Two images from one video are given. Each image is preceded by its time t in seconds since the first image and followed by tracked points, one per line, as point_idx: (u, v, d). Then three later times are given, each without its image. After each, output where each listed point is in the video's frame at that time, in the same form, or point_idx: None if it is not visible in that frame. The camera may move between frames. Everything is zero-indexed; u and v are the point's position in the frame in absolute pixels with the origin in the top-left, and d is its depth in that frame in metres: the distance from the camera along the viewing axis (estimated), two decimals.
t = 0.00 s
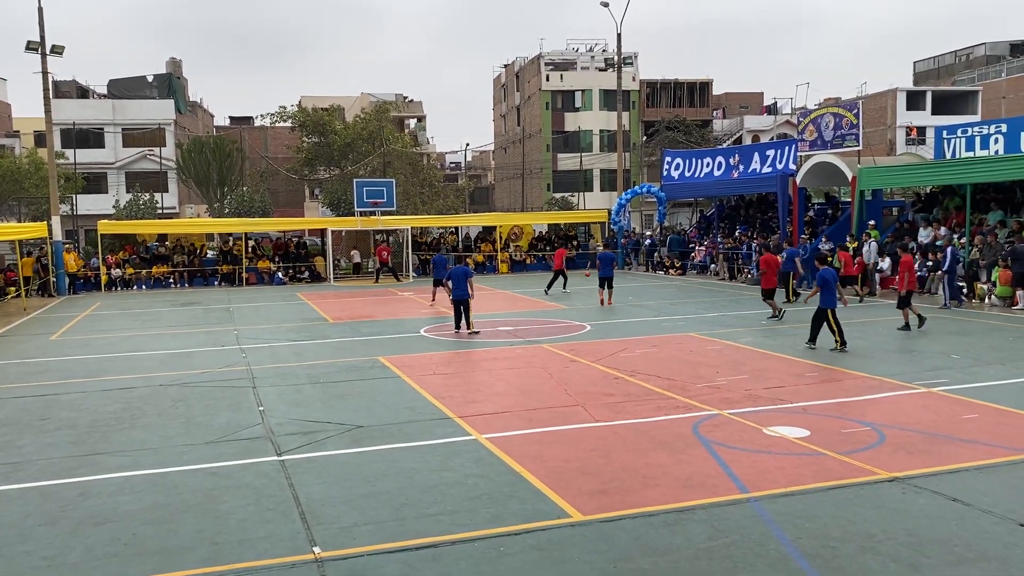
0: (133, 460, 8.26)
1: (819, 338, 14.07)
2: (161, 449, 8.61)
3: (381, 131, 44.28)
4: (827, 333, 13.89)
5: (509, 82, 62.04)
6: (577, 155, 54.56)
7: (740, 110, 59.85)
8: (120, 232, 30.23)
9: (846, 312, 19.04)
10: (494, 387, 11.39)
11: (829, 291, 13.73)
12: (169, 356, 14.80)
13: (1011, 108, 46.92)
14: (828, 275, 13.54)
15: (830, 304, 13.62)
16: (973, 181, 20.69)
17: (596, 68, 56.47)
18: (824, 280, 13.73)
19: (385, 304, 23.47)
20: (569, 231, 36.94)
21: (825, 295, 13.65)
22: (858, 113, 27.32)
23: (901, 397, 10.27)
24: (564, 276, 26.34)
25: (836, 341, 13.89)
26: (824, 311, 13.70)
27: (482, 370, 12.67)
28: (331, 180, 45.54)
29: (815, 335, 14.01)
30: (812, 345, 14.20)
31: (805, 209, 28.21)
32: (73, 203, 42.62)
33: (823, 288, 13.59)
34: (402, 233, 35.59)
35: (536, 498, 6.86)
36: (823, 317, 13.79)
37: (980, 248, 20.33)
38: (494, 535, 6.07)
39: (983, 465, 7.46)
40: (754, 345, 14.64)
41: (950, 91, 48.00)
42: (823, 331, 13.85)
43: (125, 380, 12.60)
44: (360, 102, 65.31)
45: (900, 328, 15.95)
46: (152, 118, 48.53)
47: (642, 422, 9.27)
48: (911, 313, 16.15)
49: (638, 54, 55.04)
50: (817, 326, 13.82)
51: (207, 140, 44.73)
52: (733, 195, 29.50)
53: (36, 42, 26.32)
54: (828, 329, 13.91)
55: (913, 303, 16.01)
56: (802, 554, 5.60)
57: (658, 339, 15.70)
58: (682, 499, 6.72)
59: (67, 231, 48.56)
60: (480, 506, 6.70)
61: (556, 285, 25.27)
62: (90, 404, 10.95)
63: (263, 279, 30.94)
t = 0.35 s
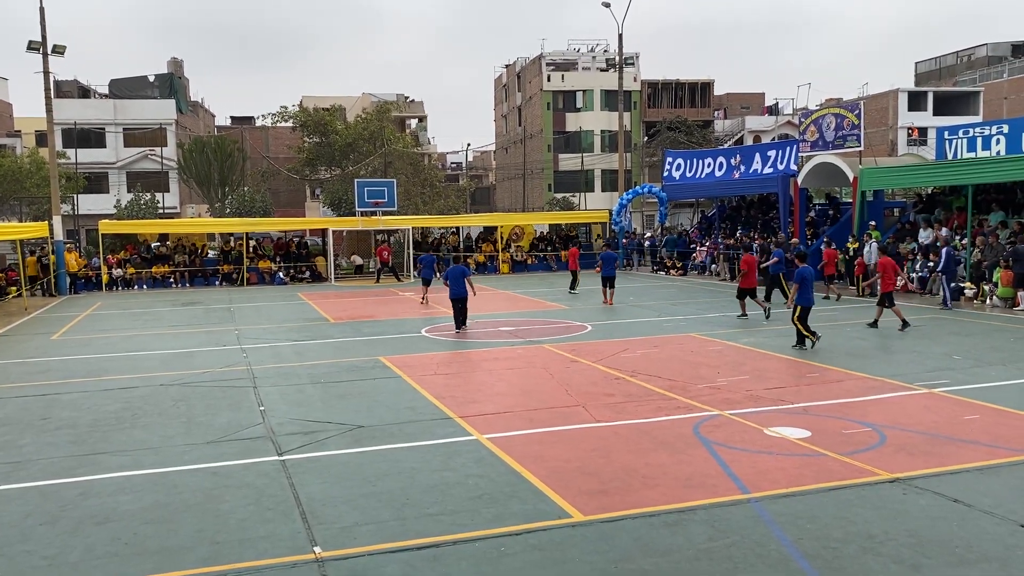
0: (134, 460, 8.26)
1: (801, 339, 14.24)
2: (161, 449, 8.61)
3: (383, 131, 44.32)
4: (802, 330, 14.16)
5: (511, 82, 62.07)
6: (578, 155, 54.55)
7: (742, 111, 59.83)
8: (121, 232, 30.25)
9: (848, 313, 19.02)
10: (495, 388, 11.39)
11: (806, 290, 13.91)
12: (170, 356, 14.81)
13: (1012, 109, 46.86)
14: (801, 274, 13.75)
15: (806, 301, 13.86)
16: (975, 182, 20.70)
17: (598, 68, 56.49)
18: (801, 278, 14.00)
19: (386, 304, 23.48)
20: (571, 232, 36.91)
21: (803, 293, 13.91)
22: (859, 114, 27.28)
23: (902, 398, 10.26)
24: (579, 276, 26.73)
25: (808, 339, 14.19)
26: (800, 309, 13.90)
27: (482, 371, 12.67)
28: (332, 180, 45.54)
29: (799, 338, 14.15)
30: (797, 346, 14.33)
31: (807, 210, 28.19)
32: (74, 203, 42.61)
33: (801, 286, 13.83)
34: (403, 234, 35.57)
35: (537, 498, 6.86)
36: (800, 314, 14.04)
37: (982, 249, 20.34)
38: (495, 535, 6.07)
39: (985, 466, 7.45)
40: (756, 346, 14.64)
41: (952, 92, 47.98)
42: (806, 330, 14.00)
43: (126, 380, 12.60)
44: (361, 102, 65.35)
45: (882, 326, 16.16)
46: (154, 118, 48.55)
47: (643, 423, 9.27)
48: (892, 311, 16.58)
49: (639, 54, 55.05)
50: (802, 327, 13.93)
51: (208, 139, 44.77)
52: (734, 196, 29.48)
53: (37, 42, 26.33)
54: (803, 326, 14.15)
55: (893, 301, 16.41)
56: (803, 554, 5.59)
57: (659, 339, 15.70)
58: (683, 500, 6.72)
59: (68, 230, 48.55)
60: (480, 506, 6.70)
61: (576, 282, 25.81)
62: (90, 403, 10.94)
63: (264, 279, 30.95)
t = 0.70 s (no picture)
0: (136, 459, 8.27)
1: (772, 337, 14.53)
2: (162, 449, 8.61)
3: (384, 132, 44.40)
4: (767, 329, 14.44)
5: (512, 83, 62.07)
6: (580, 155, 54.56)
7: (743, 112, 59.81)
8: (123, 232, 30.29)
9: (849, 314, 19.01)
10: (496, 388, 11.39)
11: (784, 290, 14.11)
12: (172, 355, 14.82)
13: (1014, 110, 46.79)
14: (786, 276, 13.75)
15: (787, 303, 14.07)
16: (977, 183, 20.68)
17: (599, 69, 56.51)
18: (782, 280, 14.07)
19: (387, 304, 23.48)
20: (572, 232, 36.93)
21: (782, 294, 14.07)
22: (861, 115, 27.21)
23: (903, 399, 10.26)
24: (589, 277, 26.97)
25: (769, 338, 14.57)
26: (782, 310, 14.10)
27: (484, 371, 12.67)
28: (334, 180, 45.57)
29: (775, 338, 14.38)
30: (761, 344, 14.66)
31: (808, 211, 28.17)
32: (75, 203, 42.61)
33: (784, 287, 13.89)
34: (404, 234, 35.57)
35: (538, 498, 6.86)
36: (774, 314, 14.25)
37: (983, 250, 20.34)
38: (496, 535, 6.07)
39: (986, 467, 7.45)
40: (757, 346, 14.63)
41: (953, 93, 47.95)
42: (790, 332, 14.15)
43: (127, 379, 12.61)
44: (363, 102, 65.43)
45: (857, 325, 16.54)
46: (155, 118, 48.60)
47: (644, 423, 9.27)
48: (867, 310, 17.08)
49: (641, 55, 55.06)
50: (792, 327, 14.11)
51: (210, 139, 44.83)
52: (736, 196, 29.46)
53: (39, 42, 26.39)
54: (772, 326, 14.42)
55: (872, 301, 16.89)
56: (804, 555, 5.59)
57: (661, 340, 15.70)
58: (685, 500, 6.72)
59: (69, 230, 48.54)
60: (481, 506, 6.70)
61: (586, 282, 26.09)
62: (92, 403, 10.95)
63: (266, 279, 30.97)
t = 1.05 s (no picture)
0: (137, 460, 8.27)
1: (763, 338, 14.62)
2: (164, 449, 8.63)
3: (386, 133, 44.50)
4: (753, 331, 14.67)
5: (514, 84, 62.17)
6: (581, 156, 54.62)
7: (745, 113, 59.82)
8: (125, 233, 30.34)
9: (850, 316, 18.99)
10: (498, 390, 11.40)
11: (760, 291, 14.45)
12: (174, 356, 14.84)
13: (1016, 112, 46.71)
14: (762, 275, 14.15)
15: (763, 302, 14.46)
16: (978, 185, 20.68)
17: (601, 71, 56.51)
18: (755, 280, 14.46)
19: (388, 305, 23.51)
20: (573, 233, 36.96)
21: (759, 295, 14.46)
22: (864, 116, 27.14)
23: (904, 401, 10.27)
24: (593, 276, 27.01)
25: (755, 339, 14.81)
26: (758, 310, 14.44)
27: (485, 373, 12.67)
28: (336, 181, 45.64)
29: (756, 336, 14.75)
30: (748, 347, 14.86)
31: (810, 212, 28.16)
32: (77, 204, 42.67)
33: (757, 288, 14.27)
34: (405, 235, 35.60)
35: (539, 499, 6.88)
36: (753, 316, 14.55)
37: (984, 252, 20.37)
38: (498, 536, 6.08)
39: (989, 470, 7.45)
40: (758, 348, 14.64)
41: (955, 95, 47.94)
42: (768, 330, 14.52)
43: (129, 380, 12.60)
44: (365, 103, 65.56)
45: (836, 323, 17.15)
46: (158, 118, 48.73)
47: (646, 425, 9.28)
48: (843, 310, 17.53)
49: (643, 56, 55.09)
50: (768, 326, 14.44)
51: (212, 140, 44.95)
52: (737, 198, 29.47)
53: (42, 43, 26.42)
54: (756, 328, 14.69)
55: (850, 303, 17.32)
56: (805, 557, 5.60)
57: (662, 341, 15.71)
58: (686, 502, 6.73)
59: (72, 231, 48.59)
60: (483, 508, 6.71)
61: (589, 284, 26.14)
62: (94, 404, 10.96)
63: (268, 280, 31.03)
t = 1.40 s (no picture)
0: (138, 461, 8.26)
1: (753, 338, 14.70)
2: (164, 450, 8.63)
3: (387, 134, 44.51)
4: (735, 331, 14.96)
5: (515, 86, 62.21)
6: (582, 158, 54.61)
7: (747, 115, 59.83)
8: (126, 233, 30.35)
9: (851, 318, 18.98)
10: (499, 391, 11.39)
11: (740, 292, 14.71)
12: (175, 357, 14.83)
13: (1018, 114, 46.65)
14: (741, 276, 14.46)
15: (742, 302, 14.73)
16: (980, 187, 20.64)
17: (602, 72, 56.52)
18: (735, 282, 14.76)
19: (389, 306, 23.51)
20: (575, 235, 36.98)
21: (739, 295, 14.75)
22: (864, 118, 27.10)
23: (906, 403, 10.24)
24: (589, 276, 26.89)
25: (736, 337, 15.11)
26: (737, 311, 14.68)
27: (486, 374, 12.66)
28: (337, 183, 45.66)
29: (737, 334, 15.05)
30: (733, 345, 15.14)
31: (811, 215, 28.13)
32: (78, 205, 42.71)
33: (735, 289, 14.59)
34: (406, 236, 35.60)
35: (540, 501, 6.87)
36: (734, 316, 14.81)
37: (985, 254, 20.35)
38: (498, 538, 6.07)
39: (990, 472, 7.44)
40: (760, 350, 14.61)
41: (957, 98, 47.94)
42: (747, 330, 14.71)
43: (130, 381, 12.59)
44: (366, 104, 65.62)
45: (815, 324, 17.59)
46: (159, 119, 48.84)
47: (647, 427, 9.26)
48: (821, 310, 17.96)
49: (644, 58, 55.09)
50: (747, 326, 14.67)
51: (213, 141, 45.05)
52: (738, 200, 29.47)
53: (44, 43, 26.46)
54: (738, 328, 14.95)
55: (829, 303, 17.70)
56: (806, 560, 5.59)
57: (663, 343, 15.69)
58: (687, 504, 6.72)
59: (73, 232, 48.63)
60: (483, 509, 6.70)
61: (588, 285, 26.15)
62: (95, 405, 10.95)
63: (269, 281, 31.07)
